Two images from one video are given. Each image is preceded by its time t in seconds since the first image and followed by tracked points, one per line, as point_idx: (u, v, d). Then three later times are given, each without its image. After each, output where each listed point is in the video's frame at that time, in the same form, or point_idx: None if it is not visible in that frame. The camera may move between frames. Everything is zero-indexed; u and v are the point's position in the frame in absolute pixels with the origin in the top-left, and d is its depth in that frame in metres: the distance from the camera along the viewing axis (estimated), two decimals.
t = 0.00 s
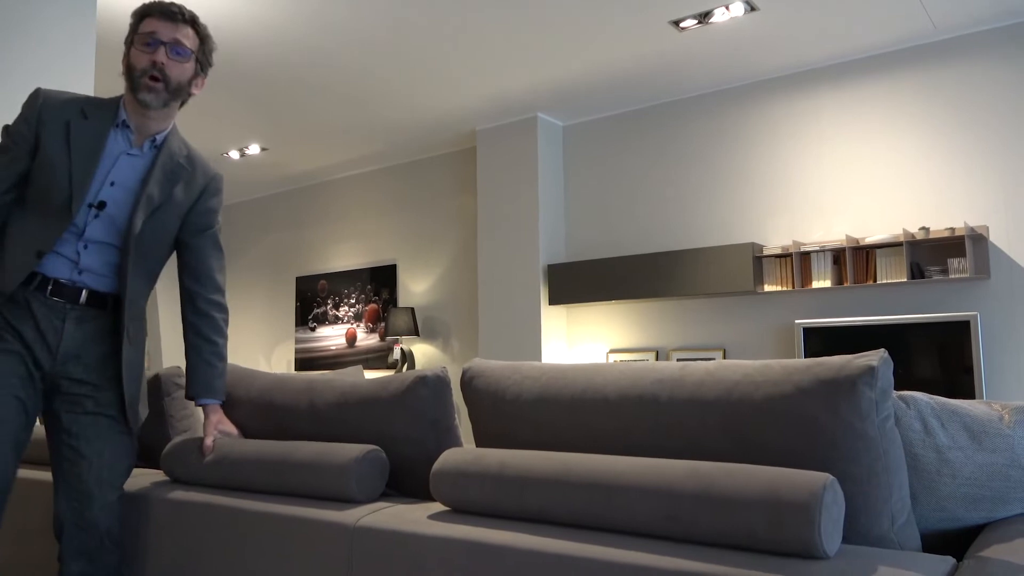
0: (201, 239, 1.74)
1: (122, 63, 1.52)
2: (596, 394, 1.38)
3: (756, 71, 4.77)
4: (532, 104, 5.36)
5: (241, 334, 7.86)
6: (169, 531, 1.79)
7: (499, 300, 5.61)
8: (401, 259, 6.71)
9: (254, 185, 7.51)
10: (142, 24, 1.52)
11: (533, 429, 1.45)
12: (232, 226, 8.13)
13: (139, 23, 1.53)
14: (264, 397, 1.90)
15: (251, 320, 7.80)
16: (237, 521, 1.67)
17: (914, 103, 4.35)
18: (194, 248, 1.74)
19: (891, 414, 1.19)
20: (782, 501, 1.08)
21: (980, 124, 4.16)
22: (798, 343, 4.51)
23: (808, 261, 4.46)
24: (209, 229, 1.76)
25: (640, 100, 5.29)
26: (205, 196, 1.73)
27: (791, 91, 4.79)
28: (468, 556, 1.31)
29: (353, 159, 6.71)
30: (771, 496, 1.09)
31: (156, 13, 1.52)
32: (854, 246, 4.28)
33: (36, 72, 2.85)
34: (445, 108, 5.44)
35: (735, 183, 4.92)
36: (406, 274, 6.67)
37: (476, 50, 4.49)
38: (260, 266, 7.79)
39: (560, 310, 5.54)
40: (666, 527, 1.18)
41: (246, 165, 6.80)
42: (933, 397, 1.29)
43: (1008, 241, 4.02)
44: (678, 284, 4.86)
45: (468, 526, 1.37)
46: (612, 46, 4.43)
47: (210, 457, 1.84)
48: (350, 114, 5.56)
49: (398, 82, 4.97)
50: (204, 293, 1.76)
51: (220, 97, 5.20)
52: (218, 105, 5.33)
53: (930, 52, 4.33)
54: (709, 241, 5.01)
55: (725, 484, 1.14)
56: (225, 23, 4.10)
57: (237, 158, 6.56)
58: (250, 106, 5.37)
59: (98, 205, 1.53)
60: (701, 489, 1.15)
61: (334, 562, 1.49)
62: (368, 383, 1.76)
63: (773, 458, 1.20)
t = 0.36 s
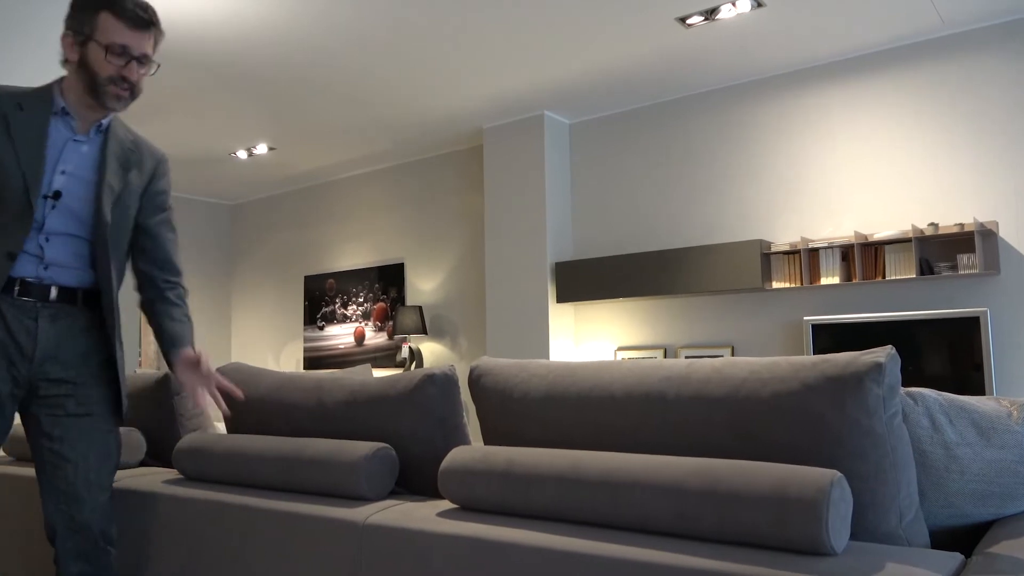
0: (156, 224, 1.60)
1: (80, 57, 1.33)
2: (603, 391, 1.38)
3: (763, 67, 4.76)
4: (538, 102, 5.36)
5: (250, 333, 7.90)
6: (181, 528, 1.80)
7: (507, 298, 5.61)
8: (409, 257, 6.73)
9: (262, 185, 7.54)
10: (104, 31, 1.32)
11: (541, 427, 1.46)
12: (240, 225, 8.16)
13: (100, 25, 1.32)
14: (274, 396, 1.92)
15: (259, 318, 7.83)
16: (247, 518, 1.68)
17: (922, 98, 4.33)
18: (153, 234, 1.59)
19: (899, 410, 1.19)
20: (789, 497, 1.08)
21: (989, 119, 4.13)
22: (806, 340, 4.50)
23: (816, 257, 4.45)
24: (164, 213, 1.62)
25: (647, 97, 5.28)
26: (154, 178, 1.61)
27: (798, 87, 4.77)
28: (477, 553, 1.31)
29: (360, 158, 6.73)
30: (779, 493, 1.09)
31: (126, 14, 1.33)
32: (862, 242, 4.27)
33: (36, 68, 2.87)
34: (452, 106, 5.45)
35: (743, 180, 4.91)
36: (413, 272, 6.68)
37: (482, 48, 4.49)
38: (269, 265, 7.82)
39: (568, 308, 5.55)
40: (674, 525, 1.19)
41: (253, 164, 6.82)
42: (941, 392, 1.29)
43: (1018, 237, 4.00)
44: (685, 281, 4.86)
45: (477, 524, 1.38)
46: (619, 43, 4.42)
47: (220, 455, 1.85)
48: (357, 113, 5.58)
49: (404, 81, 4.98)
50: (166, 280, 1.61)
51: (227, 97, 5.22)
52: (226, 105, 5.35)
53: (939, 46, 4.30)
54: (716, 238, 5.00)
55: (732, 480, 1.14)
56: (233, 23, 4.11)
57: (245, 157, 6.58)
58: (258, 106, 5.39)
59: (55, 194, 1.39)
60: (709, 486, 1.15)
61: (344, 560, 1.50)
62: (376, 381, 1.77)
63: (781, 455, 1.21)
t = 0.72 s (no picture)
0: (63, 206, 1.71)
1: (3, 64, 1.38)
2: (612, 391, 1.38)
3: (773, 64, 4.74)
4: (547, 101, 5.35)
5: (262, 334, 7.94)
6: (196, 528, 1.82)
7: (518, 297, 5.62)
8: (419, 258, 6.75)
9: (273, 186, 7.57)
10: (40, 46, 1.40)
11: (551, 428, 1.46)
12: (251, 227, 8.20)
13: (34, 40, 1.39)
14: (285, 397, 1.93)
15: (271, 319, 7.88)
16: (260, 519, 1.69)
17: (932, 94, 4.30)
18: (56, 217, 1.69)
19: (910, 409, 1.18)
20: (799, 497, 1.08)
21: (1002, 114, 4.10)
22: (818, 338, 4.49)
23: (828, 254, 4.43)
24: (65, 201, 1.73)
25: (656, 95, 5.27)
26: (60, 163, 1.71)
27: (808, 84, 4.75)
28: (487, 553, 1.32)
29: (370, 158, 6.74)
30: (788, 492, 1.09)
31: (55, 28, 1.41)
32: (874, 239, 4.25)
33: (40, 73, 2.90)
34: (461, 106, 5.45)
35: (753, 177, 4.89)
36: (424, 273, 6.69)
37: (489, 48, 4.49)
38: (280, 266, 7.86)
39: (579, 307, 5.55)
40: (682, 525, 1.19)
41: (264, 166, 6.85)
42: (953, 391, 1.28)
43: None
44: (695, 280, 4.85)
45: (487, 524, 1.38)
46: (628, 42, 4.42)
47: (234, 456, 1.87)
48: (366, 113, 5.59)
49: (413, 81, 4.99)
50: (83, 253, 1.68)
51: (238, 99, 5.25)
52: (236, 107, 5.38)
53: (950, 41, 4.27)
54: (727, 236, 4.99)
55: (741, 480, 1.14)
56: (242, 26, 4.14)
57: (256, 159, 6.62)
58: (267, 107, 5.42)
59: None
60: (717, 486, 1.16)
61: (355, 561, 1.51)
62: (387, 382, 1.77)
63: (791, 455, 1.21)
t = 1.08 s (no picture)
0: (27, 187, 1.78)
1: None
2: (616, 394, 1.38)
3: (778, 63, 4.72)
4: (552, 101, 5.35)
5: (268, 334, 7.96)
6: (201, 530, 1.83)
7: (523, 298, 5.62)
8: (424, 258, 6.75)
9: (278, 187, 7.59)
10: (24, 41, 1.56)
11: (555, 431, 1.46)
12: (257, 228, 8.22)
13: (20, 35, 1.56)
14: (290, 400, 1.93)
15: (277, 321, 7.90)
16: (264, 521, 1.70)
17: (939, 93, 4.28)
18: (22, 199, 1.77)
19: (913, 413, 1.18)
20: (802, 500, 1.08)
21: (1009, 113, 4.07)
22: (824, 338, 4.48)
23: (833, 254, 4.42)
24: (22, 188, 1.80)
25: (661, 96, 5.26)
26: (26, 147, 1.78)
27: (814, 84, 4.73)
28: (490, 557, 1.32)
29: (375, 159, 6.74)
30: (791, 496, 1.09)
31: (36, 22, 1.58)
32: (880, 239, 4.23)
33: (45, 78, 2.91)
34: (466, 107, 5.46)
35: (758, 177, 4.89)
36: (430, 274, 6.70)
37: (493, 49, 4.49)
38: (286, 267, 7.88)
39: (584, 308, 5.54)
40: (684, 529, 1.19)
41: (269, 167, 6.87)
42: (956, 394, 1.28)
43: None
44: (700, 280, 4.84)
45: (490, 527, 1.38)
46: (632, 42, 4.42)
47: (239, 458, 1.88)
48: (371, 115, 5.60)
49: (418, 83, 5.00)
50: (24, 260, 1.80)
51: (244, 101, 5.27)
52: (241, 108, 5.40)
53: (957, 40, 4.25)
54: (732, 236, 4.98)
55: (744, 483, 1.14)
56: (248, 27, 4.16)
57: (261, 160, 6.64)
58: (273, 109, 5.43)
59: None
60: (720, 489, 1.15)
61: (358, 563, 1.52)
62: (391, 385, 1.78)
63: (795, 458, 1.20)
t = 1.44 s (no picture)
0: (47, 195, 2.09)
1: None
2: (616, 396, 1.39)
3: (780, 65, 4.72)
4: (553, 104, 5.36)
5: (270, 337, 7.97)
6: (203, 532, 1.83)
7: (525, 301, 5.62)
8: (425, 261, 6.76)
9: (280, 190, 7.61)
10: (16, 37, 1.83)
11: (555, 433, 1.47)
12: (260, 230, 8.23)
13: (10, 31, 1.82)
14: (291, 402, 1.94)
15: (279, 323, 7.91)
16: (265, 522, 1.71)
17: (941, 95, 4.28)
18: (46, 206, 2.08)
19: (913, 414, 1.18)
20: (801, 502, 1.08)
21: (1010, 115, 4.07)
22: (826, 341, 4.48)
23: (835, 257, 4.42)
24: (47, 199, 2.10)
25: (662, 98, 5.27)
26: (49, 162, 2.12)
27: (816, 86, 4.73)
28: (491, 559, 1.32)
29: (377, 162, 6.75)
30: (791, 498, 1.09)
31: (27, 19, 1.84)
32: (882, 241, 4.23)
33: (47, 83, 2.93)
34: (467, 110, 5.47)
35: (759, 180, 4.89)
36: (431, 276, 6.71)
37: (494, 52, 4.51)
38: (288, 269, 7.89)
39: (586, 310, 5.55)
40: (684, 531, 1.19)
41: (271, 170, 6.88)
42: (957, 396, 1.28)
43: None
44: (701, 282, 4.84)
45: (491, 529, 1.39)
46: (633, 45, 4.43)
47: (240, 460, 1.88)
48: (372, 117, 5.61)
49: (420, 86, 5.01)
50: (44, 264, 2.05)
51: (246, 104, 5.28)
52: (243, 111, 5.41)
53: (958, 42, 4.25)
54: (734, 238, 4.97)
55: (744, 485, 1.14)
56: (250, 31, 4.17)
57: (263, 163, 6.65)
58: (275, 112, 5.45)
59: (3, 201, 1.87)
60: (721, 491, 1.16)
61: (359, 564, 1.52)
62: (392, 387, 1.78)
63: (795, 460, 1.20)
